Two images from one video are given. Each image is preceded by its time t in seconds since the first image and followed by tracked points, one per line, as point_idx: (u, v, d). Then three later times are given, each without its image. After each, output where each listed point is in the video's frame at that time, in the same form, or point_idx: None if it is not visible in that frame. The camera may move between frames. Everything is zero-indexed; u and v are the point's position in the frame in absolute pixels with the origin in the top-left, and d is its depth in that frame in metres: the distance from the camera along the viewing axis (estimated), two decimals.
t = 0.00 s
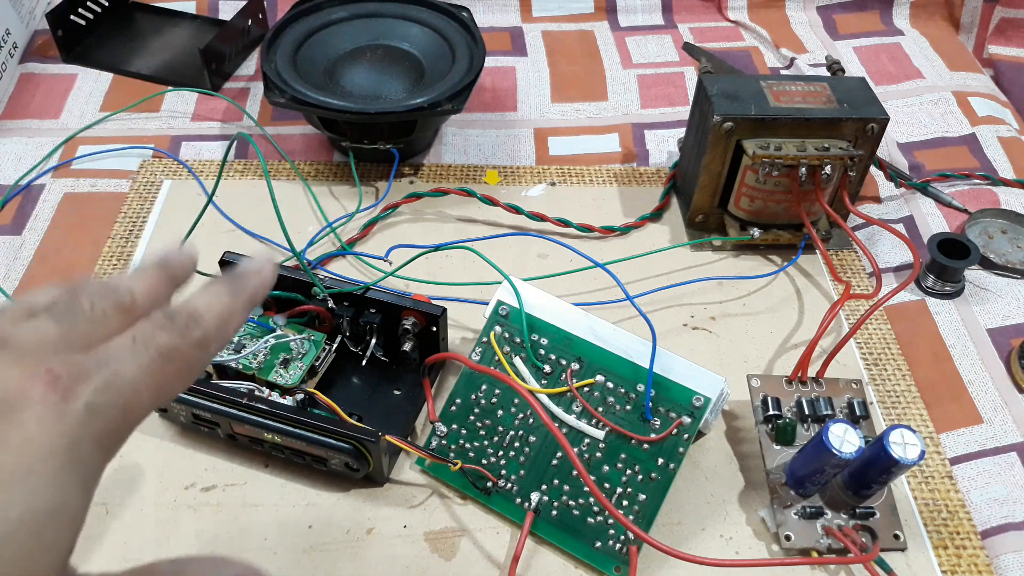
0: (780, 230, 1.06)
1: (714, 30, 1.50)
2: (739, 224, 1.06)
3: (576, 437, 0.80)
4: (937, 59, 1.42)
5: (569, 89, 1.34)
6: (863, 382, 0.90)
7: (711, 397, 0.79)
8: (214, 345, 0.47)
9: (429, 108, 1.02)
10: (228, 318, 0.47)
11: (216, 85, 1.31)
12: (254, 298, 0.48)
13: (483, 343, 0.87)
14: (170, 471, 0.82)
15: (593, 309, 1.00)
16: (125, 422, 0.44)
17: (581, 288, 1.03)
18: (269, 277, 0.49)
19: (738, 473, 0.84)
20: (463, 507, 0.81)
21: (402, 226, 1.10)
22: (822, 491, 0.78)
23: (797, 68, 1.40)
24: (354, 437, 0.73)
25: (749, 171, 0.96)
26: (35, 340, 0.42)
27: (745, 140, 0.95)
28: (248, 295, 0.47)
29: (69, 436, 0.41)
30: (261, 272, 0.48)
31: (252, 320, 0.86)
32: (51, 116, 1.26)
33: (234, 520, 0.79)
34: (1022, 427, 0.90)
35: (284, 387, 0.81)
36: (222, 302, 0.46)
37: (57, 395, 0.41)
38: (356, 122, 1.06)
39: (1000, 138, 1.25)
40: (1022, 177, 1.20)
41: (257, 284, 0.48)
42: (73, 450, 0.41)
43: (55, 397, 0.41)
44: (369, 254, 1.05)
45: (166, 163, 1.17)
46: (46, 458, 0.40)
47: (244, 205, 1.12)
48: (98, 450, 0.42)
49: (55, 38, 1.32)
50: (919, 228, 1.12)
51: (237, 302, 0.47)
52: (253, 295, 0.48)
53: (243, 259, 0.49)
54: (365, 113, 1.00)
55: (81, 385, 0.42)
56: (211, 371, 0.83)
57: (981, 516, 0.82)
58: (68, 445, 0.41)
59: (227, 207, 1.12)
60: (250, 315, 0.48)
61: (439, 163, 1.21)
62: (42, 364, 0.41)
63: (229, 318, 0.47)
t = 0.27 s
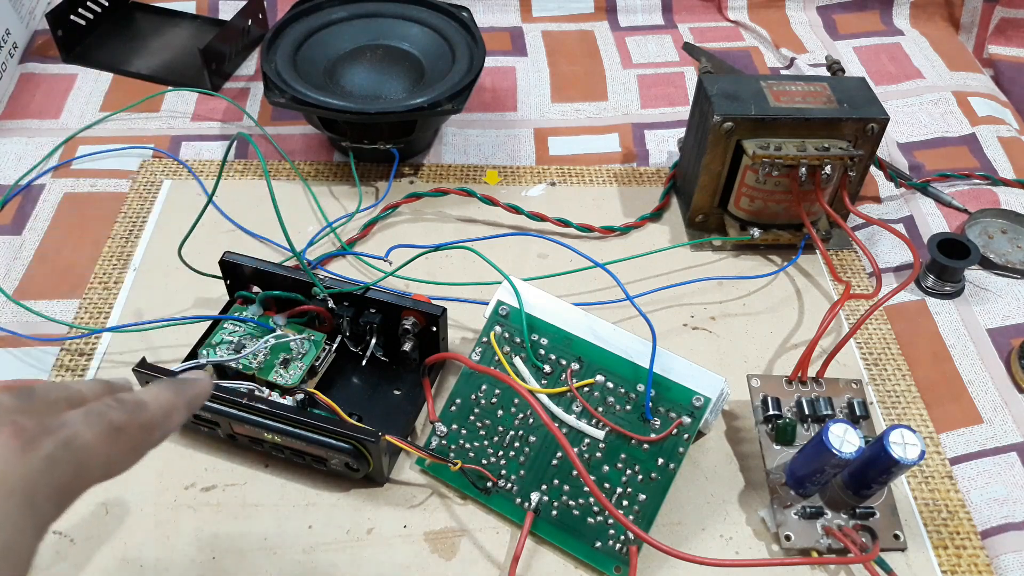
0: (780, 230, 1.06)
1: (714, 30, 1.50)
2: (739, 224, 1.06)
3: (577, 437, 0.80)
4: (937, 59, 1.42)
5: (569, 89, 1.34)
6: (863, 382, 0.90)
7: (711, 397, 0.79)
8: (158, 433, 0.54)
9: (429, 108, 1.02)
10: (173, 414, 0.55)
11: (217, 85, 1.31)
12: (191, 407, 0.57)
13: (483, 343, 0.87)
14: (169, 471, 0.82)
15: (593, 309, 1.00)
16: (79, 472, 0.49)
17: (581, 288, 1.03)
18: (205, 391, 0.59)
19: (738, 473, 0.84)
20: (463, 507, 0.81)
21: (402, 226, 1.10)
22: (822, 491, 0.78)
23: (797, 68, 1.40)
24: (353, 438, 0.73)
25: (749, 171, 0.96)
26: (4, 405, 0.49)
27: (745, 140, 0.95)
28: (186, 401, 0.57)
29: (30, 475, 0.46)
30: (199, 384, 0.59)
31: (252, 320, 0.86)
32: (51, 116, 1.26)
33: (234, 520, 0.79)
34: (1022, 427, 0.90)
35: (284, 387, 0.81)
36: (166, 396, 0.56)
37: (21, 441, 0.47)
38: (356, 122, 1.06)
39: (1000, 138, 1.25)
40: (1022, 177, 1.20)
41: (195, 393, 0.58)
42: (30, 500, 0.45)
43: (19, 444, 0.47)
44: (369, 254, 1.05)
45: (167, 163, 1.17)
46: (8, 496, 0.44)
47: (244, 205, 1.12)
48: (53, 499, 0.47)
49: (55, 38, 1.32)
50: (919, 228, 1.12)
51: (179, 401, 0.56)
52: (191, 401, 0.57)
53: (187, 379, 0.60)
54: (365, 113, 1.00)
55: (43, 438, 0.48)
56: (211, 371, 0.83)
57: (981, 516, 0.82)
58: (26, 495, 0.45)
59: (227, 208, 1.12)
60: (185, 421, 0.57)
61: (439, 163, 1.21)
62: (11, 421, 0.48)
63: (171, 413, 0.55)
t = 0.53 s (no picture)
0: (780, 230, 1.06)
1: (714, 30, 1.50)
2: (739, 224, 1.06)
3: (577, 437, 0.80)
4: (938, 59, 1.42)
5: (569, 89, 1.34)
6: (863, 382, 0.90)
7: (711, 397, 0.79)
8: (102, 432, 0.52)
9: (429, 107, 1.02)
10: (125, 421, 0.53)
11: (217, 85, 1.31)
12: (138, 405, 0.56)
13: (483, 343, 0.87)
14: (169, 471, 0.82)
15: (593, 309, 1.00)
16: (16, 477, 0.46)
17: (581, 288, 1.03)
18: (154, 391, 0.57)
19: (738, 473, 0.84)
20: (463, 507, 0.81)
21: (402, 226, 1.10)
22: (822, 491, 0.78)
23: (797, 68, 1.40)
24: (353, 437, 0.73)
25: (749, 171, 0.96)
26: None
27: (745, 140, 0.95)
28: (133, 399, 0.55)
29: None
30: (148, 384, 0.57)
31: (253, 320, 0.86)
32: (51, 116, 1.26)
33: (234, 520, 0.79)
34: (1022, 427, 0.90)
35: (284, 387, 0.81)
36: (111, 395, 0.54)
37: None
38: (356, 122, 1.06)
39: (1000, 138, 1.25)
40: (1022, 177, 1.20)
41: (142, 392, 0.56)
42: None
43: None
44: (369, 254, 1.05)
45: (166, 163, 1.17)
46: None
47: (244, 205, 1.12)
48: None
49: (56, 38, 1.32)
50: (919, 228, 1.12)
51: (124, 400, 0.54)
52: (138, 401, 0.55)
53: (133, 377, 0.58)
54: (365, 113, 1.00)
55: None
56: (211, 371, 0.83)
57: (981, 516, 0.82)
58: None
59: (226, 207, 1.12)
60: (132, 420, 0.55)
61: (439, 163, 1.21)
62: None
63: (116, 412, 0.53)
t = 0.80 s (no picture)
0: (780, 230, 1.06)
1: (714, 30, 1.50)
2: (739, 224, 1.06)
3: (577, 437, 0.80)
4: (937, 59, 1.42)
5: (569, 89, 1.34)
6: (863, 382, 0.90)
7: (711, 397, 0.79)
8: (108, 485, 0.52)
9: (429, 108, 1.02)
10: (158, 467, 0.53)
11: (217, 85, 1.31)
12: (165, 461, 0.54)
13: (483, 343, 0.87)
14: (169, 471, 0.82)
15: (593, 308, 1.00)
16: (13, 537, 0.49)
17: (581, 288, 1.03)
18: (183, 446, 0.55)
19: (738, 473, 0.84)
20: (463, 507, 0.81)
21: (402, 226, 1.10)
22: (822, 491, 0.78)
23: (797, 68, 1.40)
24: (353, 438, 0.73)
25: (749, 171, 0.96)
26: None
27: (745, 140, 0.95)
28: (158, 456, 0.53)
29: None
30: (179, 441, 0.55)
31: (252, 320, 0.86)
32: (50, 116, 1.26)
33: (234, 520, 0.79)
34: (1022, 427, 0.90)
35: (284, 387, 0.81)
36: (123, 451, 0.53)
37: None
38: (356, 122, 1.06)
39: (1000, 138, 1.25)
40: (1022, 177, 1.20)
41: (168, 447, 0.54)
42: None
43: None
44: (369, 254, 1.05)
45: (167, 163, 1.17)
46: None
47: (244, 205, 1.12)
48: None
49: (56, 38, 1.32)
50: (919, 228, 1.12)
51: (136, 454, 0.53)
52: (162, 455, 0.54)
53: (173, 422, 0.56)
54: (365, 113, 1.00)
55: None
56: (211, 371, 0.83)
57: (981, 516, 0.82)
58: None
59: (226, 207, 1.12)
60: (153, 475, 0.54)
61: (439, 163, 1.21)
62: None
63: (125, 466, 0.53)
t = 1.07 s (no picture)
0: (780, 230, 1.06)
1: (714, 30, 1.50)
2: (739, 224, 1.06)
3: (576, 437, 0.80)
4: (937, 59, 1.42)
5: (569, 89, 1.34)
6: (863, 382, 0.90)
7: (711, 397, 0.79)
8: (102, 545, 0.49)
9: (429, 107, 1.02)
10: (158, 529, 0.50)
11: (217, 85, 1.31)
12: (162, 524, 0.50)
13: (483, 343, 0.87)
14: (170, 470, 0.82)
15: (593, 308, 1.00)
16: None
17: (581, 288, 1.03)
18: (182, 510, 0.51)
19: (738, 473, 0.84)
20: (463, 507, 0.81)
21: (402, 226, 1.10)
22: (822, 491, 0.78)
23: (797, 68, 1.40)
24: (353, 438, 0.73)
25: (749, 171, 0.96)
26: None
27: (745, 140, 0.95)
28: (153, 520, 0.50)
29: None
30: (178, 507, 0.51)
31: (252, 320, 0.86)
32: (50, 116, 1.26)
33: (234, 520, 0.79)
34: (1022, 427, 0.90)
35: (284, 387, 0.81)
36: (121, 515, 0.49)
37: None
38: (356, 122, 1.06)
39: (1000, 138, 1.25)
40: (1022, 177, 1.20)
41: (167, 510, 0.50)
42: None
43: None
44: (369, 254, 1.05)
45: (166, 163, 1.17)
46: None
47: (244, 205, 1.12)
48: None
49: (56, 38, 1.32)
50: (919, 228, 1.12)
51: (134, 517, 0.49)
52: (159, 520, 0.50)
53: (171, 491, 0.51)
54: (365, 113, 1.00)
55: None
56: (211, 371, 0.83)
57: (981, 516, 0.82)
58: None
59: (226, 207, 1.12)
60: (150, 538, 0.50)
61: (439, 163, 1.21)
62: None
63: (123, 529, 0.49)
